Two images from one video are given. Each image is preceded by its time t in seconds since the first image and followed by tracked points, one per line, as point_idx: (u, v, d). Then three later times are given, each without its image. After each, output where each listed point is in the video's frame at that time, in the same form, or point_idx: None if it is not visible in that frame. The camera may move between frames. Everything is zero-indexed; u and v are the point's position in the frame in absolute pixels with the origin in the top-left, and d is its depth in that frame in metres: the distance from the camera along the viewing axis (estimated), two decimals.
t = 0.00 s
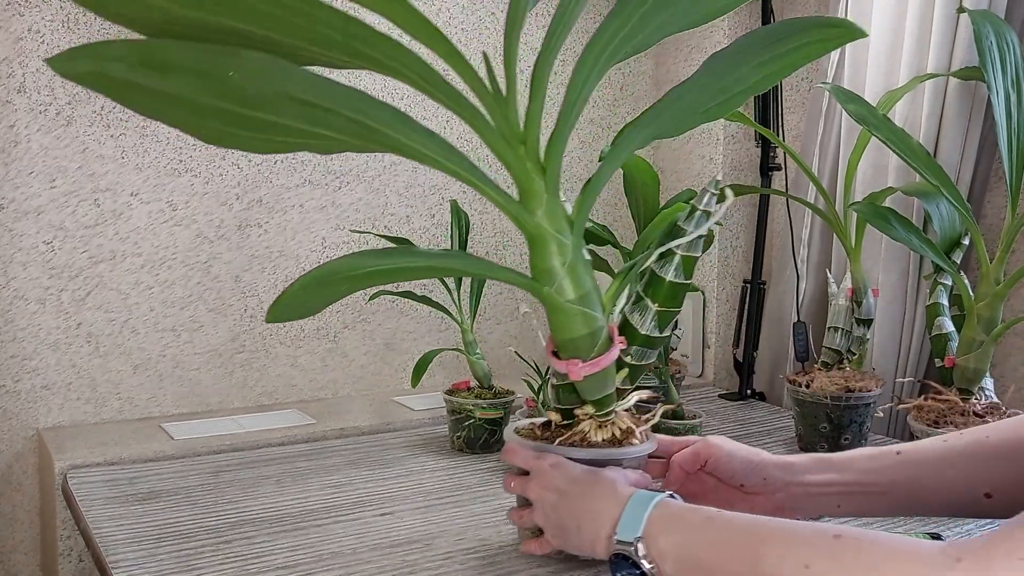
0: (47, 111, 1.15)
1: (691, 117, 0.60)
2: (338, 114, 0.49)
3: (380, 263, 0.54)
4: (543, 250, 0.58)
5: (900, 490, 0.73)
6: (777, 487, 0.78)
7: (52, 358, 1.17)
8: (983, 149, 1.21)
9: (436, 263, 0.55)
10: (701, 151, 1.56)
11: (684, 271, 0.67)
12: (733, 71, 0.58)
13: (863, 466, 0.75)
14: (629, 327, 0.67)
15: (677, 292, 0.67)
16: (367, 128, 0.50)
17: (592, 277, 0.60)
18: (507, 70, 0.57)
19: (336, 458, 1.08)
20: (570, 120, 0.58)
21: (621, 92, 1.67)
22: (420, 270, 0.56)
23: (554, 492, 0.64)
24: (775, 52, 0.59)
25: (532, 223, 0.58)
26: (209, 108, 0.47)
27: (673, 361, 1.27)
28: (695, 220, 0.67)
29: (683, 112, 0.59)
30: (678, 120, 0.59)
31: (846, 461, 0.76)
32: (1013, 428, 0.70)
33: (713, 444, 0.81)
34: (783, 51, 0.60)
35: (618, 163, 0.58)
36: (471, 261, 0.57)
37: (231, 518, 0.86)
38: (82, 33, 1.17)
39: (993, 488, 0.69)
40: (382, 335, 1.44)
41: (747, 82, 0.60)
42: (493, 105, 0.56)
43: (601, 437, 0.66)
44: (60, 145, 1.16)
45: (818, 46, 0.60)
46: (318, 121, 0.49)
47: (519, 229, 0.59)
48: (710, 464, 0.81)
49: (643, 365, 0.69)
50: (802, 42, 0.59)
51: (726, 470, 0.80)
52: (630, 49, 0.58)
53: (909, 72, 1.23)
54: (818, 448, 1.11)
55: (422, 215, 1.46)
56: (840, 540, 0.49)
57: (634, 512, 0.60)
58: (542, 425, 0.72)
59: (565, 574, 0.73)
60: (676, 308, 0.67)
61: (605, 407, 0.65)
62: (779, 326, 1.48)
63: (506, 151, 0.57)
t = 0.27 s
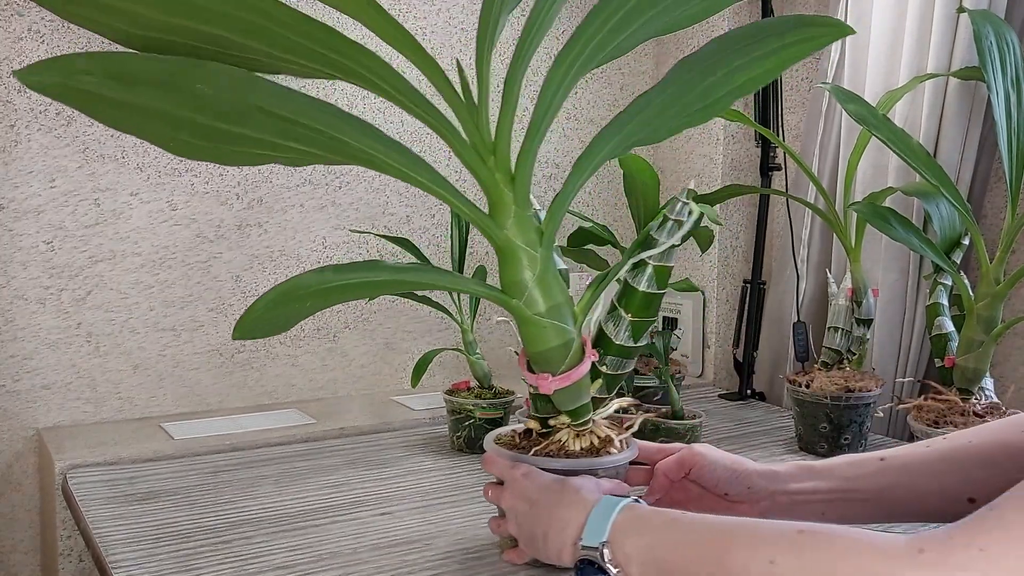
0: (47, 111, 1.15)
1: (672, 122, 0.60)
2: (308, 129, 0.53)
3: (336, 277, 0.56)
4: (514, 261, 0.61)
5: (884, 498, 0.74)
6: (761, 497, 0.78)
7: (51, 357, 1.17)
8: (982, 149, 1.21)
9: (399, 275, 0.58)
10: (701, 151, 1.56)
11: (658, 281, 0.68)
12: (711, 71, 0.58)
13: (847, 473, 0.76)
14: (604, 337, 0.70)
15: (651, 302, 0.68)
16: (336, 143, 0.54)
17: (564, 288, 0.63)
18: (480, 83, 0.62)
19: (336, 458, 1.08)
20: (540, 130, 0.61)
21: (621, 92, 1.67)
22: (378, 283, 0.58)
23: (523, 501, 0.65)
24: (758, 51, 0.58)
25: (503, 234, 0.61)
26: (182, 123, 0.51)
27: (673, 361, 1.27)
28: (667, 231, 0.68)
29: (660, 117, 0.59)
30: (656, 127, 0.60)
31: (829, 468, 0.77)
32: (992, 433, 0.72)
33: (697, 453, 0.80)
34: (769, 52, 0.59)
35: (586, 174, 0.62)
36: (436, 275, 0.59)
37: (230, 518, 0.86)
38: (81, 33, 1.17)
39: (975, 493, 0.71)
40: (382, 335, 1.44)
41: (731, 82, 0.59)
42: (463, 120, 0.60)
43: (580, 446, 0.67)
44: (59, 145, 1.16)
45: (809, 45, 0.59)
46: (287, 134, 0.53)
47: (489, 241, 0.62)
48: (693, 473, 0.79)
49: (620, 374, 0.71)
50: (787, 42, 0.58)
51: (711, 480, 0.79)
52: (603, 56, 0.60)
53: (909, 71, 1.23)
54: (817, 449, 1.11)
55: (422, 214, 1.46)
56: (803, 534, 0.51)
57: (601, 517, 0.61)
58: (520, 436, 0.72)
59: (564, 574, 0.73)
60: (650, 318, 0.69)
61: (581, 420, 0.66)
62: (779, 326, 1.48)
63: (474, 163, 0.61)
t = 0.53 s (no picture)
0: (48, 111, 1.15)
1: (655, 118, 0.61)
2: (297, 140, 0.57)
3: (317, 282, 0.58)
4: (495, 261, 0.64)
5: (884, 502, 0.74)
6: (758, 501, 0.78)
7: (52, 357, 1.17)
8: (983, 149, 1.21)
9: (380, 279, 0.61)
10: (701, 151, 1.56)
11: (642, 281, 0.70)
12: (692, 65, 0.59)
13: (845, 477, 0.76)
14: (593, 337, 0.72)
15: (638, 302, 0.70)
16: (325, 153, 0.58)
17: (544, 287, 0.65)
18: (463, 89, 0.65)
19: (337, 457, 1.08)
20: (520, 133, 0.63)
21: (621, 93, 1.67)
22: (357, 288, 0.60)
23: (507, 498, 0.66)
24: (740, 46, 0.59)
25: (482, 235, 0.63)
26: (175, 140, 0.54)
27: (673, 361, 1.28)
28: (649, 232, 0.70)
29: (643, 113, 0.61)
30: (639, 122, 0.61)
31: (827, 473, 0.77)
32: (990, 435, 0.72)
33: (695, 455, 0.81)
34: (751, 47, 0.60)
35: (563, 173, 0.64)
36: (415, 278, 0.62)
37: (231, 518, 0.86)
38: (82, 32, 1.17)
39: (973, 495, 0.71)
40: (382, 334, 1.44)
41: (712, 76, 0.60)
42: (446, 127, 0.63)
43: (572, 445, 0.69)
44: (60, 145, 1.16)
45: (788, 39, 0.60)
46: (274, 146, 0.56)
47: (470, 242, 0.65)
48: (692, 475, 0.80)
49: (610, 374, 0.73)
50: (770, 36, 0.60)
51: (710, 482, 0.79)
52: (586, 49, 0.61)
53: (909, 72, 1.23)
54: (818, 449, 1.11)
55: (422, 214, 1.46)
56: (775, 524, 0.51)
57: (578, 512, 0.61)
58: (515, 435, 0.75)
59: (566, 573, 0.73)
60: (638, 319, 0.71)
61: (568, 420, 0.68)
62: (779, 326, 1.48)
63: (456, 167, 0.64)
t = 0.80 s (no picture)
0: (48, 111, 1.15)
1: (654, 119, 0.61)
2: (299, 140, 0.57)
3: (314, 280, 0.58)
4: (493, 260, 0.64)
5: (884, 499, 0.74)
6: (758, 497, 0.79)
7: (52, 358, 1.17)
8: (983, 149, 1.21)
9: (379, 279, 0.61)
10: (701, 151, 1.56)
11: (640, 281, 0.69)
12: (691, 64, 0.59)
13: (846, 474, 0.76)
14: (591, 337, 0.71)
15: (635, 302, 0.69)
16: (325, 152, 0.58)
17: (541, 287, 0.65)
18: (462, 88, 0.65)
19: (337, 458, 1.08)
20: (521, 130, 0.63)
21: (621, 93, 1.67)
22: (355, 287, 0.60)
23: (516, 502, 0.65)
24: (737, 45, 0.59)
25: (479, 234, 0.63)
26: (180, 138, 0.54)
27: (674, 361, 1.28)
28: (647, 232, 0.68)
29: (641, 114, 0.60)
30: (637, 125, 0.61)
31: (828, 469, 0.77)
32: (991, 433, 0.71)
33: (694, 453, 0.82)
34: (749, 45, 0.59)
35: (561, 172, 0.63)
36: (415, 276, 0.63)
37: (232, 519, 0.86)
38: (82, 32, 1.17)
39: (973, 492, 0.70)
40: (382, 335, 1.43)
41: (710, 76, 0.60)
42: (446, 126, 0.64)
43: (571, 445, 0.69)
44: (60, 145, 1.16)
45: (789, 39, 0.59)
46: (275, 145, 0.56)
47: (468, 242, 0.65)
48: (691, 473, 0.81)
49: (609, 374, 0.72)
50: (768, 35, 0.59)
51: (708, 479, 0.80)
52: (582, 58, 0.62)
53: (909, 72, 1.23)
54: (818, 449, 1.11)
55: (422, 215, 1.45)
56: (796, 534, 0.49)
57: (592, 518, 0.60)
58: (514, 435, 0.75)
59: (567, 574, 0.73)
60: (636, 319, 0.70)
61: (566, 419, 0.69)
62: (779, 327, 1.49)
63: (455, 166, 0.64)
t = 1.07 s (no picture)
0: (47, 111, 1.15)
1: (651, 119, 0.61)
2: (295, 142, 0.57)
3: (311, 285, 0.58)
4: (488, 262, 0.64)
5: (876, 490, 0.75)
6: (750, 487, 0.79)
7: (52, 358, 1.17)
8: (983, 148, 1.21)
9: (376, 282, 0.61)
10: (701, 151, 1.56)
11: (636, 280, 0.68)
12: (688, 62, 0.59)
13: (837, 464, 0.77)
14: (588, 337, 0.70)
15: (632, 301, 0.69)
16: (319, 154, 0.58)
17: (536, 288, 0.65)
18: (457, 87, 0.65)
19: (338, 458, 1.08)
20: (515, 124, 0.63)
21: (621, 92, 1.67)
22: (354, 291, 0.60)
23: (552, 512, 0.65)
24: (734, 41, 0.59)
25: (474, 235, 0.63)
26: (169, 141, 0.53)
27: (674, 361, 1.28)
28: (643, 232, 0.68)
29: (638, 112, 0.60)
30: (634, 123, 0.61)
31: (818, 459, 0.78)
32: (981, 423, 0.73)
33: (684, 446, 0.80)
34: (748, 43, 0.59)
35: (555, 173, 0.63)
36: (413, 280, 0.62)
37: (233, 519, 0.86)
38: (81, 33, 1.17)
39: (963, 483, 0.73)
40: (382, 334, 1.43)
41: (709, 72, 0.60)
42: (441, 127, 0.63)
43: (571, 445, 0.69)
44: (60, 145, 1.16)
45: (787, 36, 0.59)
46: (269, 148, 0.57)
47: (464, 244, 0.64)
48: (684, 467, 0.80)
49: (607, 373, 0.71)
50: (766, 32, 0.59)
51: (702, 474, 0.79)
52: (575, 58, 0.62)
53: (909, 71, 1.23)
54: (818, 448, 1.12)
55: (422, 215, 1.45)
56: (842, 560, 0.51)
57: (637, 535, 0.60)
58: (512, 435, 0.75)
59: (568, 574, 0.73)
60: (633, 318, 0.69)
61: (564, 420, 0.69)
62: (779, 326, 1.49)
63: (449, 167, 0.63)
